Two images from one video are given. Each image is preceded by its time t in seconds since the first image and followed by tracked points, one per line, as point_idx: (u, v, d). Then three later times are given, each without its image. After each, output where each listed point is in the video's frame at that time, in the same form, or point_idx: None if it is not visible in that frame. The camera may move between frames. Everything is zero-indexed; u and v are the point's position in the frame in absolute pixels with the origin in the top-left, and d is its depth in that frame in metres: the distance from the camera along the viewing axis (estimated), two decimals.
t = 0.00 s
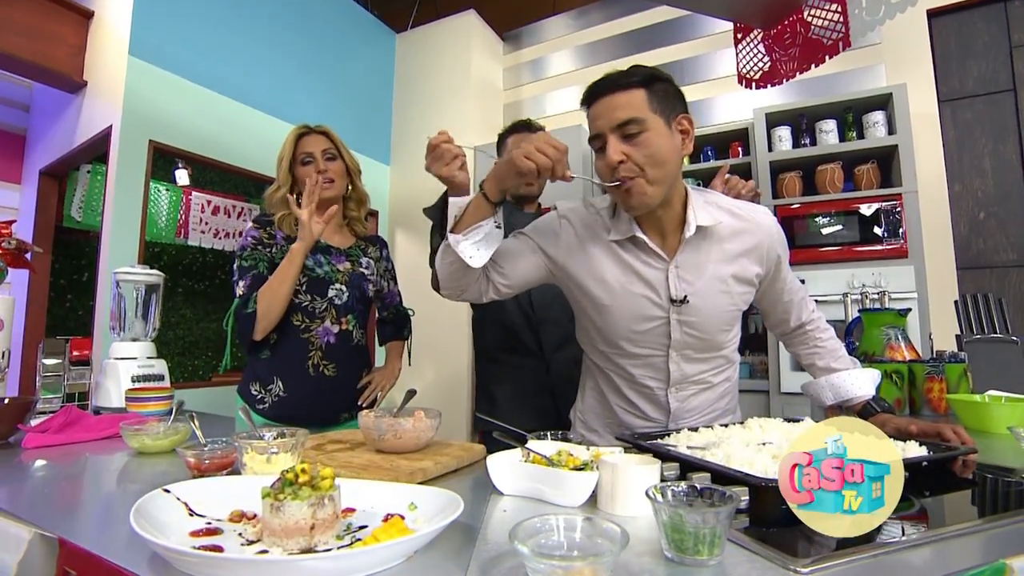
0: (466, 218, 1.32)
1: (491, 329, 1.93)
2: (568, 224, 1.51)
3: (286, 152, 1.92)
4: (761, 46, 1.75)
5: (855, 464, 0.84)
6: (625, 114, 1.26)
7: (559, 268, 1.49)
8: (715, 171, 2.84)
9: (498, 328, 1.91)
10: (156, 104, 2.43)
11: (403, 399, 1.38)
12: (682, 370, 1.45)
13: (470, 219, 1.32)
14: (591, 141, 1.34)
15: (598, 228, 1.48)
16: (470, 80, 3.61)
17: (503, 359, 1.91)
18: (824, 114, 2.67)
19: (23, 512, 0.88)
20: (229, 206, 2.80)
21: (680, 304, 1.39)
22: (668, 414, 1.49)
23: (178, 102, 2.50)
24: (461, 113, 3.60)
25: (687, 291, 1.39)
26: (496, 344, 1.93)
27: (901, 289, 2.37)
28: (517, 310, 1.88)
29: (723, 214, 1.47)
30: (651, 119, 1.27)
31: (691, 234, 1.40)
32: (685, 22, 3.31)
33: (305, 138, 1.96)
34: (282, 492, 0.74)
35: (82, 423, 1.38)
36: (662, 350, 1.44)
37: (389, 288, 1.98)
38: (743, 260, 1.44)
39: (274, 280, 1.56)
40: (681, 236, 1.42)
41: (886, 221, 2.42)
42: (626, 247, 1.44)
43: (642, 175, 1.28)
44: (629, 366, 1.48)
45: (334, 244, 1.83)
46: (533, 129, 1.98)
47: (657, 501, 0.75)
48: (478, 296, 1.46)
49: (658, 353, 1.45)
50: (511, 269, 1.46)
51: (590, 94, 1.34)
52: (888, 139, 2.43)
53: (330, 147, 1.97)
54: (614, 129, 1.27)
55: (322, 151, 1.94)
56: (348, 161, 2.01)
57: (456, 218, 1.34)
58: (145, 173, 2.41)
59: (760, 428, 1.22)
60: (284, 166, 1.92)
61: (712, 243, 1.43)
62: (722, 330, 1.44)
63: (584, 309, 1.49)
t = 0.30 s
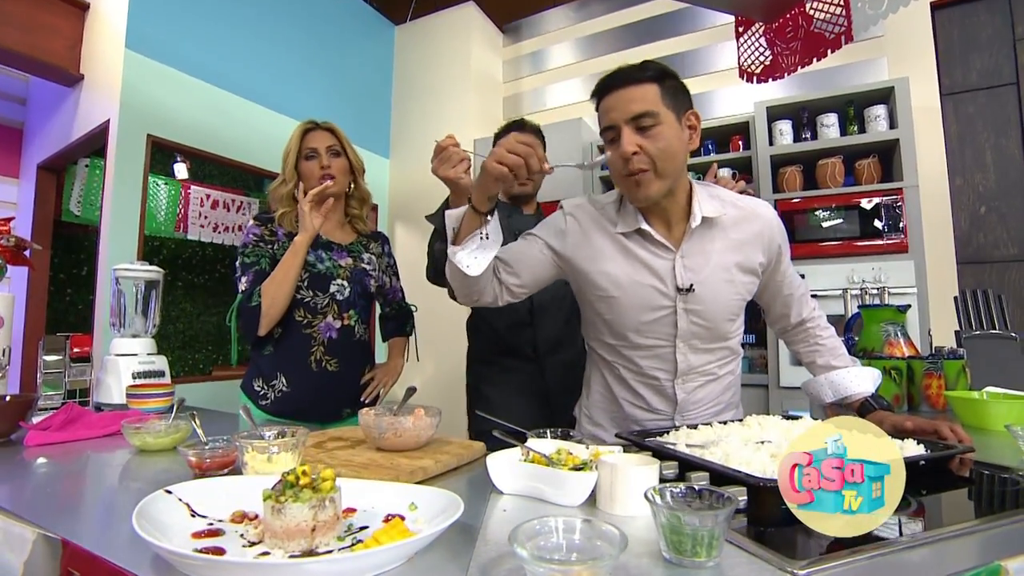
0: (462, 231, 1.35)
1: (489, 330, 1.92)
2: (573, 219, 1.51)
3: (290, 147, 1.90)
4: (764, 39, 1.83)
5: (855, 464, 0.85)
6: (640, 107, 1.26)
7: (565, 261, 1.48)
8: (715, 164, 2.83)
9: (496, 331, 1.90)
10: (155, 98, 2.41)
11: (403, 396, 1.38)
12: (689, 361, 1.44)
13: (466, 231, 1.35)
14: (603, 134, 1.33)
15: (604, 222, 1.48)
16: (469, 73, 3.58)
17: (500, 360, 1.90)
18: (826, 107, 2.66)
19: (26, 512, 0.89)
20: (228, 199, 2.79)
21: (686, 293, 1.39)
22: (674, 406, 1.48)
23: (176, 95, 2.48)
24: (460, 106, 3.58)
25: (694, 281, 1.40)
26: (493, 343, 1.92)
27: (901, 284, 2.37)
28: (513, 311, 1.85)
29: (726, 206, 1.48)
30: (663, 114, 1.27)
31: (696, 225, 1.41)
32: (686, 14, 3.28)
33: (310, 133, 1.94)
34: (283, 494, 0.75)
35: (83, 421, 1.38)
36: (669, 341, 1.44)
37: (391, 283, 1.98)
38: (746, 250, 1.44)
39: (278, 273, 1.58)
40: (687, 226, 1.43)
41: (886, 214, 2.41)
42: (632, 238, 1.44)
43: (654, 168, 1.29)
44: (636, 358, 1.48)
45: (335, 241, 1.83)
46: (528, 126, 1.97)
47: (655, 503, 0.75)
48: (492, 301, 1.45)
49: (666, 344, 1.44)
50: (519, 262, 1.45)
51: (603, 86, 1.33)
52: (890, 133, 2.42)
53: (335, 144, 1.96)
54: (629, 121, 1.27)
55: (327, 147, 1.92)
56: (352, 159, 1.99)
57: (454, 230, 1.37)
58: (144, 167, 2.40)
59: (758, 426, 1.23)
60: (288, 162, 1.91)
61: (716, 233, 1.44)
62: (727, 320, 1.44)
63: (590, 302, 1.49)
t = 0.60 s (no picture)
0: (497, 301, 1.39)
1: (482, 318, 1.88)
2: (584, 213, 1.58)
3: (297, 142, 1.86)
4: (765, 32, 1.88)
5: (855, 464, 0.85)
6: (662, 107, 1.27)
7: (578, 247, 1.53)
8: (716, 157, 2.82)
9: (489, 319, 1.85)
10: (152, 91, 2.40)
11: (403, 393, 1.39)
12: (703, 337, 1.45)
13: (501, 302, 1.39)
14: (622, 128, 1.34)
15: (614, 210, 1.55)
16: (468, 65, 3.56)
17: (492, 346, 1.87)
18: (827, 100, 2.65)
19: (29, 512, 0.89)
20: (227, 193, 2.78)
21: (698, 265, 1.43)
22: (689, 386, 1.47)
23: (172, 88, 2.46)
24: (460, 98, 3.56)
25: (703, 254, 1.44)
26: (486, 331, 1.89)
27: (900, 278, 2.37)
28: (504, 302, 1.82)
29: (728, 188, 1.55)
30: (685, 114, 1.29)
31: (702, 204, 1.48)
32: (688, 6, 3.26)
33: (317, 128, 1.90)
34: (284, 495, 0.76)
35: (84, 417, 1.39)
36: (683, 317, 1.46)
37: (391, 278, 1.98)
38: (748, 228, 1.49)
39: (285, 270, 1.59)
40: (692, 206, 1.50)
41: (886, 208, 2.41)
42: (644, 223, 1.50)
43: (671, 165, 1.32)
44: (651, 338, 1.48)
45: (337, 236, 1.83)
46: (525, 105, 1.88)
47: (653, 503, 0.76)
48: (546, 322, 1.47)
49: (680, 321, 1.46)
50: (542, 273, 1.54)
51: (625, 80, 1.33)
52: (892, 127, 2.41)
53: (342, 140, 1.94)
54: (650, 120, 1.28)
55: (334, 145, 1.90)
56: (357, 158, 1.98)
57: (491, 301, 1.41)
58: (142, 161, 2.39)
59: (757, 422, 1.24)
60: (294, 157, 1.87)
61: (722, 215, 1.50)
62: (740, 294, 1.46)
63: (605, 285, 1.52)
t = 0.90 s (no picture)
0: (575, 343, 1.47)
1: (462, 314, 1.78)
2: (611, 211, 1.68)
3: (301, 134, 1.82)
4: (766, 25, 1.87)
5: (855, 464, 0.86)
6: (707, 106, 1.44)
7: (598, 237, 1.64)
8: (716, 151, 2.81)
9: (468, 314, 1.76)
10: (149, 84, 2.38)
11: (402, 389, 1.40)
12: (714, 315, 1.49)
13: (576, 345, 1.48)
14: (665, 120, 1.47)
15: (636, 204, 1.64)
16: (467, 57, 3.54)
17: (468, 341, 1.75)
18: (828, 94, 2.63)
19: (31, 510, 0.90)
20: (225, 186, 2.77)
21: (708, 246, 1.50)
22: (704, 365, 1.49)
23: (170, 81, 2.45)
24: (459, 90, 3.54)
25: (715, 236, 1.51)
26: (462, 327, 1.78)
27: (899, 272, 2.38)
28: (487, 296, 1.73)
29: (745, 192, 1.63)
30: (722, 115, 1.46)
31: (719, 197, 1.56)
32: None
33: (322, 123, 1.88)
34: (284, 495, 0.76)
35: (85, 413, 1.39)
36: (694, 296, 1.51)
37: (392, 274, 1.98)
38: (762, 218, 1.54)
39: (292, 264, 1.59)
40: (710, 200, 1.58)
41: (886, 202, 2.40)
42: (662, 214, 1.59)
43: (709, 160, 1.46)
44: (663, 318, 1.53)
45: (338, 231, 1.82)
46: (513, 90, 1.79)
47: (650, 503, 0.77)
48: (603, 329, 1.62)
49: (691, 300, 1.51)
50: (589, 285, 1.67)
51: (668, 80, 1.49)
52: (893, 121, 2.40)
53: (346, 137, 1.91)
54: (696, 115, 1.43)
55: (339, 141, 1.88)
56: (361, 154, 1.97)
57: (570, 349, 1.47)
58: (140, 155, 2.38)
59: (755, 418, 1.25)
60: (298, 149, 1.82)
61: (738, 206, 1.56)
62: (751, 278, 1.50)
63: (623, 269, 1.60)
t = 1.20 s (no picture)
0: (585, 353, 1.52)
1: (456, 308, 1.77)
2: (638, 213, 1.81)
3: (294, 129, 1.82)
4: (768, 18, 1.86)
5: (855, 464, 0.87)
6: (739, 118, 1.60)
7: (620, 237, 1.78)
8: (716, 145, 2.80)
9: (462, 308, 1.74)
10: (147, 78, 2.37)
11: (402, 386, 1.40)
12: (726, 309, 1.61)
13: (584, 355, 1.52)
14: (702, 126, 1.61)
15: (661, 206, 1.77)
16: (466, 49, 3.52)
17: (459, 334, 1.74)
18: (829, 87, 2.62)
19: (33, 508, 0.91)
20: (224, 179, 2.76)
21: (723, 246, 1.64)
22: (714, 354, 1.61)
23: (167, 75, 2.44)
24: (459, 83, 3.52)
25: (730, 237, 1.64)
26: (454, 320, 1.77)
27: (898, 267, 2.38)
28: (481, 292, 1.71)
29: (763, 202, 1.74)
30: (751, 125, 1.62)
31: (740, 203, 1.68)
32: None
33: (315, 117, 1.86)
34: (284, 494, 0.77)
35: (87, 410, 1.39)
36: (708, 291, 1.63)
37: (391, 268, 1.98)
38: (775, 222, 1.66)
39: (291, 258, 1.59)
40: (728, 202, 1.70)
41: (886, 195, 2.40)
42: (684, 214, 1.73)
43: (739, 166, 1.61)
44: (677, 311, 1.66)
45: (335, 227, 1.82)
46: (510, 83, 1.76)
47: (647, 502, 0.77)
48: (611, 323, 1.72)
49: (705, 295, 1.63)
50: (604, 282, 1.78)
51: (701, 92, 1.65)
52: (894, 114, 2.39)
53: (340, 131, 1.89)
54: (732, 125, 1.59)
55: (331, 135, 1.86)
56: (357, 148, 1.94)
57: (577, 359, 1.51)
58: (138, 149, 2.37)
59: (753, 415, 1.25)
60: (292, 145, 1.82)
61: (754, 214, 1.67)
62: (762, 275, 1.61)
63: (644, 264, 1.73)
